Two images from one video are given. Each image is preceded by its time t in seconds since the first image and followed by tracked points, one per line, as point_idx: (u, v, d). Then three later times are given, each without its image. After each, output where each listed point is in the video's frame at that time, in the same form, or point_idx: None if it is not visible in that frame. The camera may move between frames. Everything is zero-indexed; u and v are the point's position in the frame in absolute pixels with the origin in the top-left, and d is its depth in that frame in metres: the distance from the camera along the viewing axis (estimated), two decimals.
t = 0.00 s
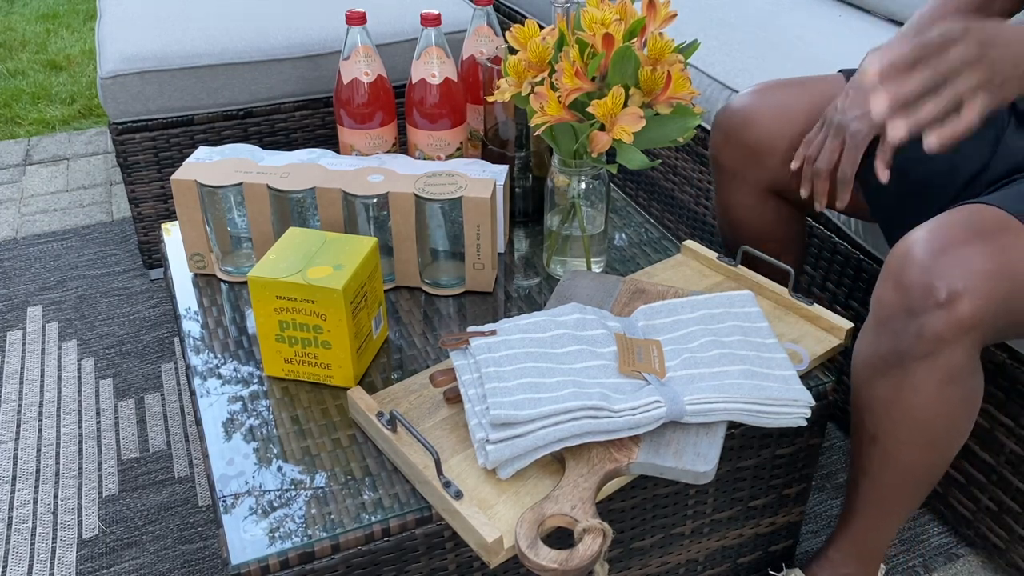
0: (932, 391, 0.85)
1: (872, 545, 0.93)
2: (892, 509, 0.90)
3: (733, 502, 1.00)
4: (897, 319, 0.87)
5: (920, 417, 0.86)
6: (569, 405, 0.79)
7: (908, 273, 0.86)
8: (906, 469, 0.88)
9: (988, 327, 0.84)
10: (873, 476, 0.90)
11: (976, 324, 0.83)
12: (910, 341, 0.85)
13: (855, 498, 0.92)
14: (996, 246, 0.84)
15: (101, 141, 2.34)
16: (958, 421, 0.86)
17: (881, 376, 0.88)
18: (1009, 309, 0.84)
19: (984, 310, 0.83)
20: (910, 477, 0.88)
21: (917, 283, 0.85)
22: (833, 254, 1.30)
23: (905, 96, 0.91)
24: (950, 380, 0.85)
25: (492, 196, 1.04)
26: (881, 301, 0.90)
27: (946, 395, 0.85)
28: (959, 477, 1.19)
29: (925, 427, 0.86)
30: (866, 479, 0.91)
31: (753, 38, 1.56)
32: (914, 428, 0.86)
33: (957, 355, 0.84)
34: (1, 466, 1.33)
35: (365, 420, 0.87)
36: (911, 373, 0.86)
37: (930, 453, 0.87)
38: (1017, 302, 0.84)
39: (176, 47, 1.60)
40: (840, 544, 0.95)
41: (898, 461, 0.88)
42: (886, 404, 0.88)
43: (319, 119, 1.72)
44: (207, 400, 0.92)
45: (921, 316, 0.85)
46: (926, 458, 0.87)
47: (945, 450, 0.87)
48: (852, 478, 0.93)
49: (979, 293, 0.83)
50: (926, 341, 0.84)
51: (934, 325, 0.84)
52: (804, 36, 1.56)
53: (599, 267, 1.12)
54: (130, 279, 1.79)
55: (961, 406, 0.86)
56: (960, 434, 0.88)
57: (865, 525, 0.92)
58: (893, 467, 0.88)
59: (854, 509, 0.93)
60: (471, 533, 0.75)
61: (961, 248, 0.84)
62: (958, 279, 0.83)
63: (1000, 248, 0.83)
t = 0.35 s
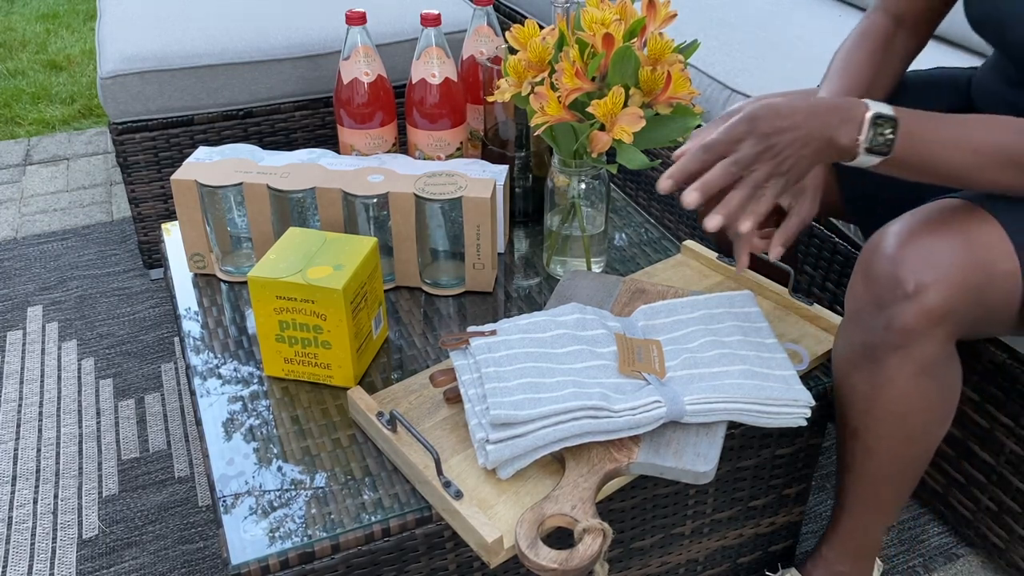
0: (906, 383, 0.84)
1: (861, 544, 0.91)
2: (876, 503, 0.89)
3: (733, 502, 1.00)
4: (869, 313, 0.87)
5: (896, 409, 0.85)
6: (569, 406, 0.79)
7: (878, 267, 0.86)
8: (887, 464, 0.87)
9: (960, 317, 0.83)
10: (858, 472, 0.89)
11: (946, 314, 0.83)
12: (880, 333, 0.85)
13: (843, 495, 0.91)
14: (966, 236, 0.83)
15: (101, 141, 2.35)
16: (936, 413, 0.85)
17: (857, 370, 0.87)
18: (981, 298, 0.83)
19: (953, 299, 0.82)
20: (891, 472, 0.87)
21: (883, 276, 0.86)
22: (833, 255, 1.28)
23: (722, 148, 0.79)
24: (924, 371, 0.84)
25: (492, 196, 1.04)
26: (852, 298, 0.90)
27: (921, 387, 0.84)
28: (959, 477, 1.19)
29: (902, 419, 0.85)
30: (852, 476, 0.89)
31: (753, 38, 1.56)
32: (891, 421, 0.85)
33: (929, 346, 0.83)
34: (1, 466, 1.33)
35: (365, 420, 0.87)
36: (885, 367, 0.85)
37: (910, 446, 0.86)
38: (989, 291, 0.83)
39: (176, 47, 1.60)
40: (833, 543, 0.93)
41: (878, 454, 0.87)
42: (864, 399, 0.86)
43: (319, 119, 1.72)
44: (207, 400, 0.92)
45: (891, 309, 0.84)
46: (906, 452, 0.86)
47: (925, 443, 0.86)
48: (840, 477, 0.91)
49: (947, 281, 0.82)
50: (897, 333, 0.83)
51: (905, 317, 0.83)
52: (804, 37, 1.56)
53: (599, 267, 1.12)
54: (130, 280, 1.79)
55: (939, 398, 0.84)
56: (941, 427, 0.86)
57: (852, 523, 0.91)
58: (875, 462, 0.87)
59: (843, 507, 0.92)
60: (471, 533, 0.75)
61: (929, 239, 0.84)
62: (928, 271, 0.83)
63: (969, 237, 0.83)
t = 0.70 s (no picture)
0: (902, 389, 0.84)
1: (859, 547, 0.91)
2: (874, 507, 0.89)
3: (733, 502, 1.00)
4: (865, 321, 0.86)
5: (892, 416, 0.85)
6: (569, 406, 0.79)
7: (872, 275, 0.87)
8: (885, 468, 0.87)
9: (955, 322, 0.83)
10: (856, 476, 0.89)
11: (941, 320, 0.82)
12: (875, 340, 0.84)
13: (841, 499, 0.91)
14: (956, 243, 0.84)
15: (101, 141, 2.35)
16: (933, 418, 0.85)
17: (853, 377, 0.87)
18: (976, 303, 0.83)
19: (947, 306, 0.82)
20: (888, 476, 0.87)
21: (879, 283, 0.85)
22: (834, 255, 1.28)
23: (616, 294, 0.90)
24: (920, 377, 0.83)
25: (492, 196, 1.04)
26: (848, 305, 0.90)
27: (917, 393, 0.84)
28: (959, 477, 1.19)
29: (899, 425, 0.85)
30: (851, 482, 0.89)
31: (753, 38, 1.56)
32: (887, 427, 0.85)
33: (924, 353, 0.83)
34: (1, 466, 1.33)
35: (365, 420, 0.87)
36: (881, 374, 0.84)
37: (906, 451, 0.86)
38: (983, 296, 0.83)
39: (176, 47, 1.60)
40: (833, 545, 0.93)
41: (875, 459, 0.87)
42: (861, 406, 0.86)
43: (319, 119, 1.72)
44: (207, 400, 0.92)
45: (885, 317, 0.84)
46: (903, 457, 0.86)
47: (921, 448, 0.86)
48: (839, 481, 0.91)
49: (940, 289, 0.82)
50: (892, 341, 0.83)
51: (898, 326, 0.83)
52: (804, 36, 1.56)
53: (599, 267, 1.12)
54: (130, 279, 1.79)
55: (934, 403, 0.84)
56: (939, 432, 0.86)
57: (851, 528, 0.91)
58: (873, 468, 0.87)
59: (842, 509, 0.91)
60: (471, 533, 0.75)
61: (920, 246, 0.84)
62: (922, 280, 0.82)
63: (959, 244, 0.84)
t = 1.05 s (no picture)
0: (905, 401, 0.84)
1: (859, 553, 0.92)
2: (876, 515, 0.89)
3: (733, 502, 1.00)
4: (866, 332, 0.86)
5: (896, 427, 0.85)
6: (568, 406, 0.79)
7: (872, 286, 0.86)
8: (887, 477, 0.87)
9: (957, 333, 0.83)
10: (857, 484, 0.88)
11: (945, 332, 0.82)
12: (877, 352, 0.84)
13: (842, 506, 0.91)
14: (956, 254, 0.84)
15: (101, 141, 2.35)
16: (935, 428, 0.85)
17: (854, 387, 0.86)
18: (978, 314, 0.83)
19: (949, 319, 0.82)
20: (890, 486, 0.87)
21: (880, 294, 0.85)
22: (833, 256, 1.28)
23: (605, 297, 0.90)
24: (923, 389, 0.83)
25: (491, 196, 1.04)
26: (846, 314, 0.89)
27: (919, 404, 0.84)
28: (959, 477, 1.19)
29: (902, 436, 0.85)
30: (853, 490, 0.89)
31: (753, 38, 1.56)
32: (890, 438, 0.85)
33: (927, 365, 0.83)
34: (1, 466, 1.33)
35: (365, 420, 0.87)
36: (884, 386, 0.84)
37: (909, 462, 0.86)
38: (985, 306, 0.83)
39: (176, 47, 1.60)
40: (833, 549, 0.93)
41: (878, 470, 0.87)
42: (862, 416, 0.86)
43: (319, 119, 1.72)
44: (207, 400, 0.92)
45: (888, 328, 0.83)
46: (905, 467, 0.86)
47: (924, 457, 0.86)
48: (840, 488, 0.91)
49: (944, 301, 0.82)
50: (894, 352, 0.83)
51: (901, 336, 0.82)
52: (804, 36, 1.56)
53: (599, 267, 1.12)
54: (130, 280, 1.79)
55: (936, 414, 0.85)
56: (939, 439, 0.87)
57: (853, 534, 0.91)
58: (876, 477, 0.87)
59: (842, 515, 0.91)
60: (471, 534, 0.75)
61: (921, 258, 0.84)
62: (925, 292, 0.82)
63: (959, 255, 0.84)
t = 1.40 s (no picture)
0: (895, 394, 0.84)
1: (858, 547, 0.91)
2: (872, 509, 0.89)
3: (733, 502, 1.00)
4: (855, 326, 0.86)
5: (886, 420, 0.85)
6: (569, 406, 0.79)
7: (860, 281, 0.87)
8: (880, 470, 0.87)
9: (947, 325, 0.83)
10: (852, 479, 0.88)
11: (933, 324, 0.82)
12: (865, 345, 0.84)
13: (838, 501, 0.91)
14: (943, 247, 0.84)
15: (101, 141, 2.35)
16: (927, 421, 0.85)
17: (844, 381, 0.87)
18: (968, 305, 0.83)
19: (937, 311, 0.82)
20: (884, 479, 0.87)
21: (868, 288, 0.85)
22: (833, 256, 1.28)
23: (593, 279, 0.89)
24: (913, 381, 0.83)
25: (491, 196, 1.04)
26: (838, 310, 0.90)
27: (910, 396, 0.84)
28: (959, 477, 1.19)
29: (892, 429, 0.85)
30: (848, 484, 0.89)
31: (753, 37, 1.56)
32: (881, 431, 0.85)
33: (916, 357, 0.83)
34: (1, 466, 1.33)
35: (365, 420, 0.87)
36: (873, 379, 0.84)
37: (902, 454, 0.86)
38: (973, 297, 0.83)
39: (176, 47, 1.60)
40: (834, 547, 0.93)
41: (870, 463, 0.87)
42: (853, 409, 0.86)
43: (319, 119, 1.72)
44: (207, 400, 0.92)
45: (876, 322, 0.84)
46: (898, 460, 0.86)
47: (917, 450, 0.86)
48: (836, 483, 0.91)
49: (931, 293, 0.82)
50: (882, 345, 0.83)
51: (888, 329, 0.83)
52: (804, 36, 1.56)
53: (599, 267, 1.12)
54: (130, 280, 1.79)
55: (927, 406, 0.84)
56: (933, 432, 0.86)
57: (851, 530, 0.91)
58: (869, 470, 0.87)
59: (839, 511, 0.91)
60: (471, 534, 0.75)
61: (907, 251, 0.85)
62: (912, 284, 0.82)
63: (946, 250, 0.84)
